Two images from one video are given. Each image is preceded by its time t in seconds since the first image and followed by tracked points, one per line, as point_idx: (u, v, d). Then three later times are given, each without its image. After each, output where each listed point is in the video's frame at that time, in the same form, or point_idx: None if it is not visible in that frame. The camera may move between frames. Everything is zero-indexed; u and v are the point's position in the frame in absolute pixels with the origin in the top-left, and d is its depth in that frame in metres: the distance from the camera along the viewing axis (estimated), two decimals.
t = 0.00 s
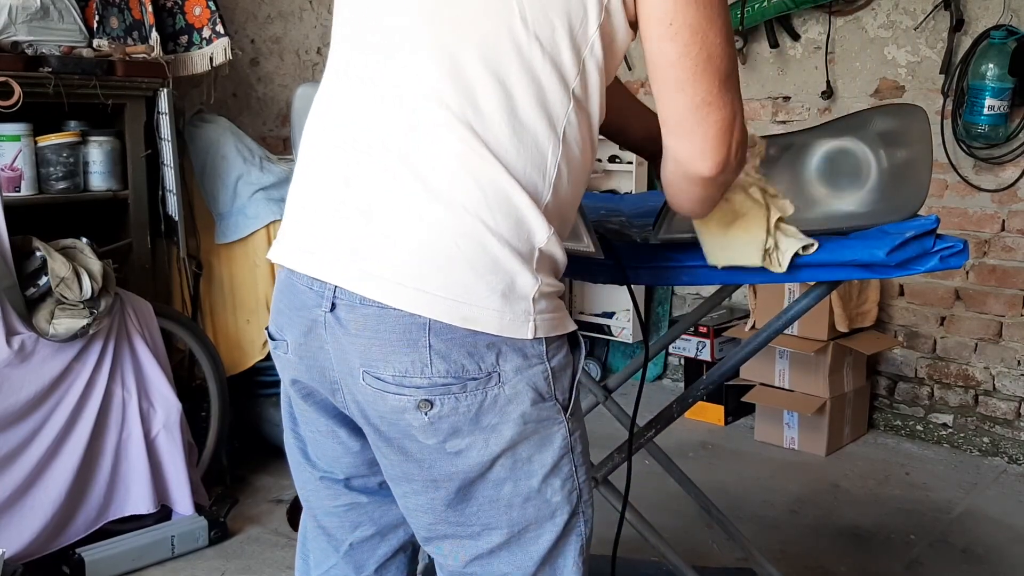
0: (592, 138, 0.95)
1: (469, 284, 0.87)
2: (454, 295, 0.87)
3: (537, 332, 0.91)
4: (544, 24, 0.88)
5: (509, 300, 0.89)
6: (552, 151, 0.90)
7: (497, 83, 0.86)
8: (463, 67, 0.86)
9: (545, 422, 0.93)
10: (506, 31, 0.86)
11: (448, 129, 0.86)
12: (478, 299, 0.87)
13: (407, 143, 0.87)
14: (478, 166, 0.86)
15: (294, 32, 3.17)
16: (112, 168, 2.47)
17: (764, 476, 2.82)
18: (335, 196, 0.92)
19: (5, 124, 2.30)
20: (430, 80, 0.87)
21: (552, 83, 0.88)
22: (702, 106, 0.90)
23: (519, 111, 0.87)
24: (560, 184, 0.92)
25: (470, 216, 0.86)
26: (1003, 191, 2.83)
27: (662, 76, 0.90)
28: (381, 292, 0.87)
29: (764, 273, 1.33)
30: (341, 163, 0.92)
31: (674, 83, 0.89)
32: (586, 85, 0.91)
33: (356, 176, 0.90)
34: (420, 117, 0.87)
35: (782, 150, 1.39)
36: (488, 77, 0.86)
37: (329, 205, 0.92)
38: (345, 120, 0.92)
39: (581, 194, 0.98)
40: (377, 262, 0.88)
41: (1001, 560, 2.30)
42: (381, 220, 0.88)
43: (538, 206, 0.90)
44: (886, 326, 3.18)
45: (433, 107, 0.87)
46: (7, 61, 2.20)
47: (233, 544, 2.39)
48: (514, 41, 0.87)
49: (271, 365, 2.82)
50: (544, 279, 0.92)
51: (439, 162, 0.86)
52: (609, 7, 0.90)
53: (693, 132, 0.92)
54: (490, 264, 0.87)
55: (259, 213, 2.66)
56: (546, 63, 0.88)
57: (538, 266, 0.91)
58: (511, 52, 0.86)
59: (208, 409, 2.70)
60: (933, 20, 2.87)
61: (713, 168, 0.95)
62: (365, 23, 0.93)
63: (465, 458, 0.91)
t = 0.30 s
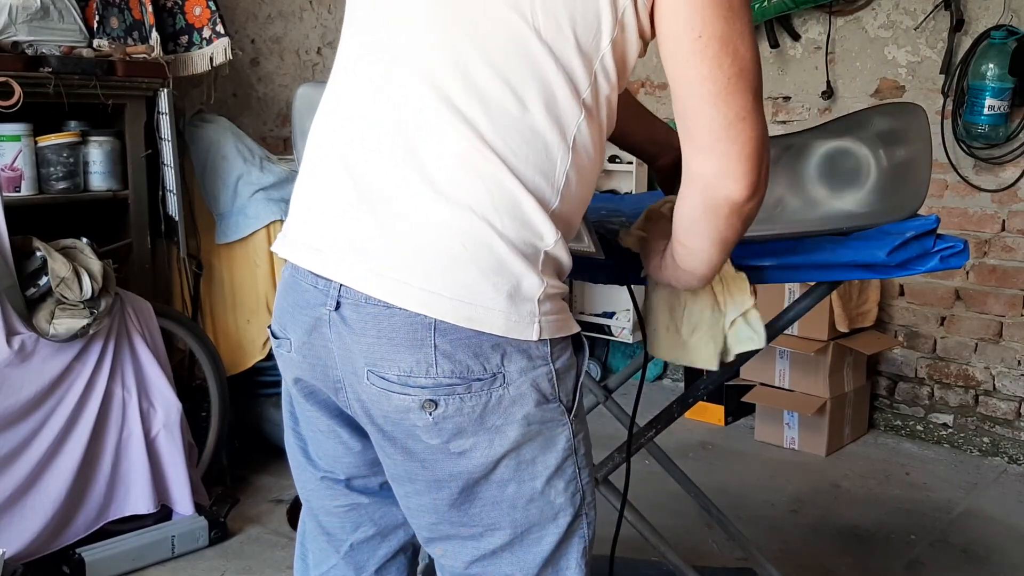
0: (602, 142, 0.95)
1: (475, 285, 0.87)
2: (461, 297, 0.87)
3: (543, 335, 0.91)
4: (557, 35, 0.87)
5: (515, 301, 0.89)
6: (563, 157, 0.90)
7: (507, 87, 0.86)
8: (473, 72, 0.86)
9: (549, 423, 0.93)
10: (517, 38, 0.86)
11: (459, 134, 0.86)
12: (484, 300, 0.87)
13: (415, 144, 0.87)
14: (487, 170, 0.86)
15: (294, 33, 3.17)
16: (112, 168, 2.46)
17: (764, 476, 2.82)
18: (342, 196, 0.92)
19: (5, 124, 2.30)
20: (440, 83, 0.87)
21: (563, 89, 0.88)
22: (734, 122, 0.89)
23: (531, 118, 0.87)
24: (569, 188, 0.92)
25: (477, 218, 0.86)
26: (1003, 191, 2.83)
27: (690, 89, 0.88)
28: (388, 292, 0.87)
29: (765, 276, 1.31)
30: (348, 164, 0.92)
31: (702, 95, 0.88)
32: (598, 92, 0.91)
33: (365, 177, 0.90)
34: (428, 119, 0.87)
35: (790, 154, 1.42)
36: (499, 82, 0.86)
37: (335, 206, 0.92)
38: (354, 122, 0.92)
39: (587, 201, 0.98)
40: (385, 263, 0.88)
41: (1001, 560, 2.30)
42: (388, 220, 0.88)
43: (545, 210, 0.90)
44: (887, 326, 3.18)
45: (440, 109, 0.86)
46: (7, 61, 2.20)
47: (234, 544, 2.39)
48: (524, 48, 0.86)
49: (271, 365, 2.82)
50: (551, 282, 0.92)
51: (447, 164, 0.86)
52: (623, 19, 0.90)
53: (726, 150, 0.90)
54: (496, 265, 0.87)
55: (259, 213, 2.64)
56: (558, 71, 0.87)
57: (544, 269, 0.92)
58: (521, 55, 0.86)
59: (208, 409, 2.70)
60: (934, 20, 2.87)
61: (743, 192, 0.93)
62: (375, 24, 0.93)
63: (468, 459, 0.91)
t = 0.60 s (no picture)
0: (619, 142, 0.94)
1: (499, 285, 0.87)
2: (484, 297, 0.87)
3: (565, 333, 0.91)
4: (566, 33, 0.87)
5: (538, 301, 0.89)
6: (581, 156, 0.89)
7: (522, 87, 0.86)
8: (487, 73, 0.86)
9: (571, 422, 0.92)
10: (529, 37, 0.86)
11: (477, 135, 0.86)
12: (508, 300, 0.87)
13: (433, 146, 0.88)
14: (505, 170, 0.86)
15: (294, 33, 3.17)
16: (112, 168, 2.47)
17: (764, 476, 2.82)
18: (362, 199, 0.92)
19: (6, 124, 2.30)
20: (455, 85, 0.87)
21: (579, 90, 0.88)
22: (764, 96, 0.86)
23: (548, 119, 0.87)
24: (589, 189, 0.92)
25: (500, 218, 0.86)
26: (1003, 191, 2.83)
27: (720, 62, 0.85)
28: (411, 294, 0.87)
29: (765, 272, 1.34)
30: (368, 167, 0.92)
31: (731, 67, 0.85)
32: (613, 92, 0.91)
33: (386, 180, 0.90)
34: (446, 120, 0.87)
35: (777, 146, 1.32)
36: (514, 83, 0.86)
37: (355, 209, 0.92)
38: (372, 124, 0.92)
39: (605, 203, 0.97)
40: (407, 266, 0.88)
41: (1001, 560, 2.30)
42: (410, 222, 0.88)
43: (566, 209, 0.90)
44: (887, 326, 3.18)
45: (457, 110, 0.87)
46: (8, 61, 2.20)
47: (234, 544, 2.39)
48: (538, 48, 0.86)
49: (271, 365, 2.83)
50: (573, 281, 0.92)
51: (466, 165, 0.86)
52: (630, 16, 0.89)
53: (755, 127, 0.87)
54: (519, 264, 0.87)
55: (259, 213, 2.64)
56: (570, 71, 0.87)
57: (567, 267, 0.92)
58: (533, 53, 0.86)
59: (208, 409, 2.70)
60: (934, 20, 2.87)
61: (770, 179, 0.89)
62: (388, 28, 0.93)
63: (492, 458, 0.91)
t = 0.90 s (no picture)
0: (644, 146, 0.93)
1: (526, 290, 0.85)
2: (513, 303, 0.85)
3: (594, 338, 0.89)
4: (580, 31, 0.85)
5: (566, 306, 0.87)
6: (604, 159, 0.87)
7: (540, 89, 0.84)
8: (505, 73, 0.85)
9: (600, 426, 0.90)
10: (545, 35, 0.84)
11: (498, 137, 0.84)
12: (535, 306, 0.85)
13: (456, 152, 0.86)
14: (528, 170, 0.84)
15: (294, 32, 3.17)
16: (112, 168, 2.47)
17: (764, 476, 2.82)
18: (387, 203, 0.91)
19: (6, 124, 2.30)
20: (473, 87, 0.86)
21: (597, 90, 0.86)
22: (699, 80, 0.74)
23: (565, 118, 0.85)
24: (616, 192, 0.90)
25: (526, 224, 0.84)
26: (1003, 191, 2.83)
27: (668, 42, 0.75)
28: (436, 301, 0.85)
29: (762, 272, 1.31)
30: (393, 174, 0.91)
31: (676, 47, 0.74)
32: (635, 93, 0.89)
33: (411, 186, 0.89)
34: (467, 125, 0.85)
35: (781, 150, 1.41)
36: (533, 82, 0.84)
37: (381, 214, 0.91)
38: (395, 130, 0.91)
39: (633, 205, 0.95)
40: (431, 271, 0.86)
41: (1000, 560, 2.30)
42: (435, 228, 0.86)
43: (593, 214, 0.88)
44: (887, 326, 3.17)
45: (479, 115, 0.85)
46: (8, 61, 2.20)
47: (234, 544, 2.39)
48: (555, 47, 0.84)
49: (271, 365, 2.83)
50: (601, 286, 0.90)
51: (487, 166, 0.85)
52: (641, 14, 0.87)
53: (684, 117, 0.75)
54: (546, 268, 0.85)
55: (259, 213, 2.64)
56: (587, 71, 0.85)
57: (595, 272, 0.90)
58: (550, 55, 0.84)
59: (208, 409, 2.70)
60: (934, 20, 2.87)
61: (691, 181, 0.78)
62: (409, 34, 0.93)
63: (521, 465, 0.89)
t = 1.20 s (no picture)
0: (626, 149, 0.90)
1: (506, 301, 0.82)
2: (493, 315, 0.82)
3: (577, 348, 0.87)
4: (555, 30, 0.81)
5: (548, 317, 0.84)
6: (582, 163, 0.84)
7: (515, 90, 0.81)
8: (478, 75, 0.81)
9: (586, 435, 0.88)
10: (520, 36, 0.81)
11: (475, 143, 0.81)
12: (518, 318, 0.83)
13: (430, 160, 0.83)
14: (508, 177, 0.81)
15: (294, 32, 3.17)
16: (112, 168, 2.47)
17: (765, 476, 2.82)
18: (365, 214, 0.87)
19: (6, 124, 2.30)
20: (448, 91, 0.82)
21: (575, 92, 0.83)
22: (680, 74, 0.70)
23: (542, 122, 0.82)
24: (597, 198, 0.87)
25: (505, 234, 0.81)
26: (1003, 192, 2.83)
27: (647, 28, 0.70)
28: (413, 315, 0.83)
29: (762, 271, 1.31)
30: (369, 183, 0.88)
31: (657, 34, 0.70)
32: (616, 94, 0.86)
33: (386, 196, 0.86)
34: (441, 131, 0.82)
35: (781, 150, 1.43)
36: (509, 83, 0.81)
37: (358, 226, 0.88)
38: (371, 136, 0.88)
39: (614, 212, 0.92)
40: (410, 285, 0.83)
41: (1000, 560, 2.30)
42: (411, 238, 0.83)
43: (574, 222, 0.85)
44: (887, 326, 3.17)
45: (453, 121, 0.82)
46: (8, 61, 2.20)
47: (234, 544, 2.39)
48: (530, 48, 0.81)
49: (271, 365, 2.83)
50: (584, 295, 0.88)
51: (465, 174, 0.81)
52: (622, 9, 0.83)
53: (666, 113, 0.71)
54: (526, 279, 0.82)
55: (258, 213, 2.64)
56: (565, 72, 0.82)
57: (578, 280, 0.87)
58: (523, 56, 0.81)
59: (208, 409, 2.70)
60: (934, 20, 2.87)
61: (673, 181, 0.73)
62: (383, 34, 0.89)
63: (506, 477, 0.86)
